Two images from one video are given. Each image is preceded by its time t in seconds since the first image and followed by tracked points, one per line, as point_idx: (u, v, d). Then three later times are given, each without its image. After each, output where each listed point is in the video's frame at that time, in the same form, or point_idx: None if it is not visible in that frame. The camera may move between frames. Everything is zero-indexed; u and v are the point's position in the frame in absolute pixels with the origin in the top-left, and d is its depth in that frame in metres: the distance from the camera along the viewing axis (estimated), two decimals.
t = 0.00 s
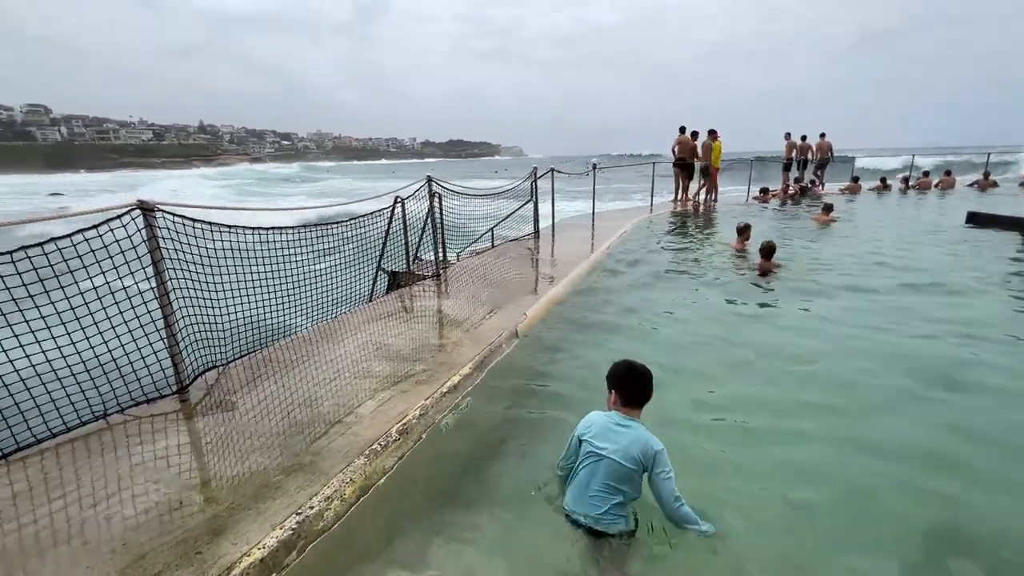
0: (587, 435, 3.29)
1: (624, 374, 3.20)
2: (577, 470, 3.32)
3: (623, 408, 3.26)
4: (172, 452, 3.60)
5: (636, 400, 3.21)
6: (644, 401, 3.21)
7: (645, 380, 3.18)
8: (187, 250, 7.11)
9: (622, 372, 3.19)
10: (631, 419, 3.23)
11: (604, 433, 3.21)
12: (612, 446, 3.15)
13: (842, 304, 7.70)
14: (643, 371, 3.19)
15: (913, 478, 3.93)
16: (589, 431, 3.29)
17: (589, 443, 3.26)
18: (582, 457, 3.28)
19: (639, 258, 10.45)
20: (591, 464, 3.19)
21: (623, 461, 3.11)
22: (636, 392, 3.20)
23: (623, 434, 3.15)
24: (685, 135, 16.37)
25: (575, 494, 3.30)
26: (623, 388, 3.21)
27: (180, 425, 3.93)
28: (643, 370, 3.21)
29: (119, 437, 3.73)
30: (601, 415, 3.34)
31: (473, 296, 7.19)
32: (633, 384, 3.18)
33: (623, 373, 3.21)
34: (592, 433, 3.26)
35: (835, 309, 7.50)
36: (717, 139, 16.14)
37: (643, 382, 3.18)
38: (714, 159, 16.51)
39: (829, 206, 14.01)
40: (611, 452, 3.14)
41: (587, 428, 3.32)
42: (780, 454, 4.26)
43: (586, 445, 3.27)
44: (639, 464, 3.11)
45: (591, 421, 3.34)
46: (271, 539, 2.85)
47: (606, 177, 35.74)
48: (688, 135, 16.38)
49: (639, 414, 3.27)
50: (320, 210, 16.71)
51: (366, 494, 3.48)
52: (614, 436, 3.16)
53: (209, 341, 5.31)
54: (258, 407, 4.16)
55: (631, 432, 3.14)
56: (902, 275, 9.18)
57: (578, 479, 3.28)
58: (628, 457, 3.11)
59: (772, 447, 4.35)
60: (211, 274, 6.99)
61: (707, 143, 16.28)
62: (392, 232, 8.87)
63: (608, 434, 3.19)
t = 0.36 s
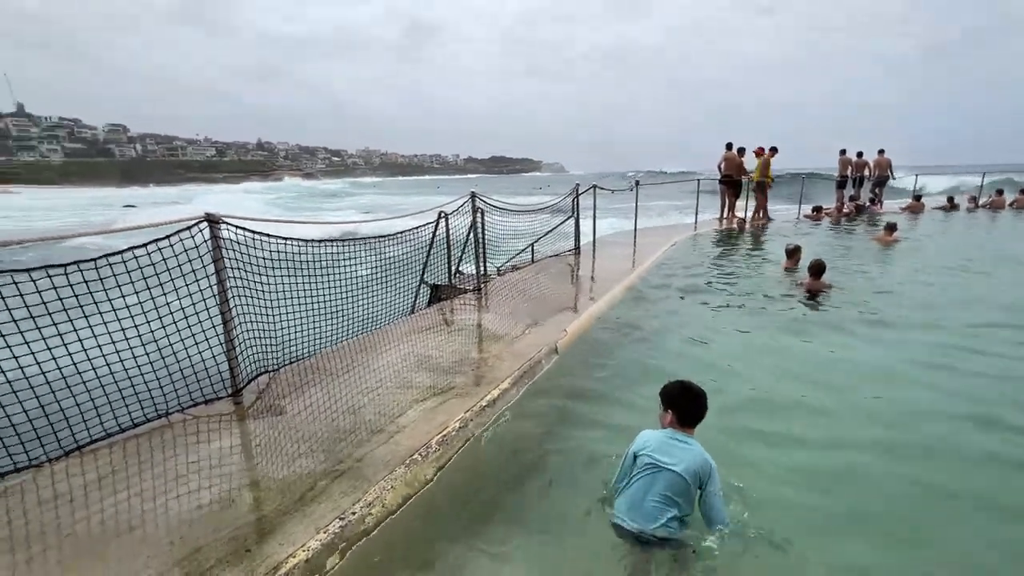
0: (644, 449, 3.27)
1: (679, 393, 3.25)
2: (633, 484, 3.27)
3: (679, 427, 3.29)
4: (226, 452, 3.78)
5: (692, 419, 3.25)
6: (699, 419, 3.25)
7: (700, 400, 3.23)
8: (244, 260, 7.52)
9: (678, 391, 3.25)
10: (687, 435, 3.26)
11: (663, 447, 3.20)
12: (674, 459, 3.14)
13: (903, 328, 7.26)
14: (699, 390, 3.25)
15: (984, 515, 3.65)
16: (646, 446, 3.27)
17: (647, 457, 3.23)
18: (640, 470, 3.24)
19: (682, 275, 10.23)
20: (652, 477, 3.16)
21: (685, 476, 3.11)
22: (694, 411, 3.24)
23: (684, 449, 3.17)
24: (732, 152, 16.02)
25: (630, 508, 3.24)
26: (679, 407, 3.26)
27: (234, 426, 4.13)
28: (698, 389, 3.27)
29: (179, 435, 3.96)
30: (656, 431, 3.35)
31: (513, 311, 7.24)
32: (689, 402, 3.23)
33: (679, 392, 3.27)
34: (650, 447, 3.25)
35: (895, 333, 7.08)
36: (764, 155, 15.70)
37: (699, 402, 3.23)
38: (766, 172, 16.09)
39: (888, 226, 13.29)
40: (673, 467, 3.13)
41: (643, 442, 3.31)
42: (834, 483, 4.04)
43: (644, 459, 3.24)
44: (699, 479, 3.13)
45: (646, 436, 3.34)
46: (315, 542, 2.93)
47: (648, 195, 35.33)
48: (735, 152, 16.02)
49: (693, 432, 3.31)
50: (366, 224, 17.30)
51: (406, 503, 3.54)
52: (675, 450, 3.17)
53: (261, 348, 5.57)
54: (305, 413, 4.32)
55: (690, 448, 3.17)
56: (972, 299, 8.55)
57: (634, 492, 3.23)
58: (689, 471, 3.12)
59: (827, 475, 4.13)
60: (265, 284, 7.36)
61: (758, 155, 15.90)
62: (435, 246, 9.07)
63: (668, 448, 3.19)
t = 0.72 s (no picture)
0: (698, 477, 3.28)
1: (724, 418, 3.29)
2: (691, 514, 3.25)
3: (728, 452, 3.32)
4: (281, 451, 3.96)
5: (741, 443, 3.28)
6: (748, 442, 3.27)
7: (746, 422, 3.26)
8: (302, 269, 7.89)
9: (722, 414, 3.29)
10: (737, 461, 3.29)
11: (718, 475, 3.22)
12: (730, 486, 3.17)
13: (984, 351, 6.66)
14: (744, 412, 3.28)
15: None
16: (699, 474, 3.28)
17: (703, 485, 3.23)
18: (697, 500, 3.24)
19: (735, 292, 9.84)
20: (711, 506, 3.15)
21: (743, 502, 3.14)
22: (742, 434, 3.27)
23: (738, 474, 3.21)
24: (790, 165, 15.38)
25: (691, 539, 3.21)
26: (726, 430, 3.29)
27: (288, 427, 4.32)
28: (742, 411, 3.30)
29: (239, 433, 4.19)
30: (706, 458, 3.37)
31: (558, 324, 7.19)
32: (737, 425, 3.25)
33: (723, 415, 3.31)
34: (704, 476, 3.26)
35: (976, 356, 6.50)
36: (823, 169, 14.98)
37: (746, 425, 3.26)
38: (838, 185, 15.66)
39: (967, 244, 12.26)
40: (731, 494, 3.14)
41: (695, 471, 3.31)
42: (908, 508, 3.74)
43: (700, 489, 3.24)
44: (756, 503, 3.17)
45: (696, 465, 3.35)
46: (361, 545, 3.00)
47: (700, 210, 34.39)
48: (793, 165, 15.35)
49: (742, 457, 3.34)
50: (415, 236, 17.76)
51: (448, 513, 3.55)
52: (730, 477, 3.19)
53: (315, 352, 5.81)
54: (354, 418, 4.46)
55: (744, 473, 3.21)
56: None
57: (694, 523, 3.21)
58: (746, 497, 3.16)
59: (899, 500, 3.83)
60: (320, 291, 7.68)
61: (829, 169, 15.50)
62: (481, 257, 9.18)
63: (723, 475, 3.21)
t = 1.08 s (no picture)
0: (738, 490, 3.22)
1: (746, 424, 3.31)
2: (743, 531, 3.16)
3: (754, 459, 3.34)
4: (337, 452, 4.13)
5: (765, 448, 3.30)
6: (771, 443, 3.28)
7: (766, 424, 3.30)
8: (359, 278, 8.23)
9: (743, 419, 3.32)
10: (766, 465, 3.31)
11: (759, 485, 3.19)
12: (772, 494, 3.17)
13: None
14: (760, 414, 3.31)
15: None
16: (739, 488, 3.23)
17: (749, 498, 3.18)
18: (745, 514, 3.17)
19: (794, 308, 9.38)
20: (763, 518, 3.11)
21: (785, 503, 3.17)
22: (765, 439, 3.29)
23: (774, 479, 3.24)
24: (856, 177, 14.56)
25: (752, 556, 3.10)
26: (749, 435, 3.31)
27: (344, 429, 4.50)
28: (760, 415, 3.34)
29: (299, 433, 4.41)
30: (736, 469, 3.34)
31: (605, 338, 7.13)
32: (759, 429, 3.28)
33: (744, 421, 3.33)
34: (746, 489, 3.20)
35: None
36: (885, 181, 14.11)
37: (767, 429, 3.28)
38: (920, 199, 15.16)
39: None
40: (775, 500, 3.15)
41: (733, 486, 3.25)
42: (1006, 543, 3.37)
43: (745, 502, 3.18)
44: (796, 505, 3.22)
45: (730, 478, 3.30)
46: (412, 549, 3.08)
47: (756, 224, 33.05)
48: (860, 176, 14.53)
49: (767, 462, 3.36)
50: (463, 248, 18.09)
51: (497, 523, 3.59)
52: (768, 484, 3.19)
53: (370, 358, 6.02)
54: (405, 424, 4.59)
55: (777, 476, 3.24)
56: None
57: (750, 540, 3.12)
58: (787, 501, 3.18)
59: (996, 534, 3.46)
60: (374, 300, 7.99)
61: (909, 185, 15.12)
62: (530, 268, 9.25)
63: (762, 484, 3.20)
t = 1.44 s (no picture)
0: (762, 511, 3.38)
1: (755, 443, 3.44)
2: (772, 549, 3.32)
3: (765, 475, 3.47)
4: (379, 453, 4.24)
5: (775, 464, 3.43)
6: (780, 458, 3.42)
7: (773, 440, 3.43)
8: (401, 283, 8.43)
9: (751, 438, 3.45)
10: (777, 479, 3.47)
11: (773, 505, 3.37)
12: (787, 510, 3.35)
13: None
14: (766, 432, 3.45)
15: None
16: (762, 508, 3.38)
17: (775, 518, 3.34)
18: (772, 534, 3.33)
19: (845, 320, 8.96)
20: (787, 537, 3.29)
21: (800, 518, 3.35)
22: (774, 455, 3.42)
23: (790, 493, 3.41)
24: (913, 183, 13.79)
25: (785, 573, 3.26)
26: (759, 452, 3.44)
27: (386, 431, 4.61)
28: (765, 432, 3.47)
29: (343, 432, 4.55)
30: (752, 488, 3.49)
31: (645, 347, 7.01)
32: (766, 445, 3.42)
33: (751, 439, 3.47)
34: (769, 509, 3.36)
35: None
36: (940, 187, 13.30)
37: (775, 445, 3.42)
38: (993, 203, 14.26)
39: None
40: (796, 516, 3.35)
41: (755, 507, 3.41)
42: None
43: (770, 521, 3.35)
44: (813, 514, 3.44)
45: (749, 498, 3.45)
46: (453, 551, 3.13)
47: (803, 232, 31.70)
48: (918, 182, 13.76)
49: (778, 477, 3.50)
50: (500, 255, 18.16)
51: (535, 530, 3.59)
52: (784, 501, 3.36)
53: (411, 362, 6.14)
54: (445, 428, 4.66)
55: (788, 490, 3.42)
56: None
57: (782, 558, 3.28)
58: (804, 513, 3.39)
59: None
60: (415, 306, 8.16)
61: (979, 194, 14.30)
62: (567, 276, 9.21)
63: (781, 501, 3.37)
